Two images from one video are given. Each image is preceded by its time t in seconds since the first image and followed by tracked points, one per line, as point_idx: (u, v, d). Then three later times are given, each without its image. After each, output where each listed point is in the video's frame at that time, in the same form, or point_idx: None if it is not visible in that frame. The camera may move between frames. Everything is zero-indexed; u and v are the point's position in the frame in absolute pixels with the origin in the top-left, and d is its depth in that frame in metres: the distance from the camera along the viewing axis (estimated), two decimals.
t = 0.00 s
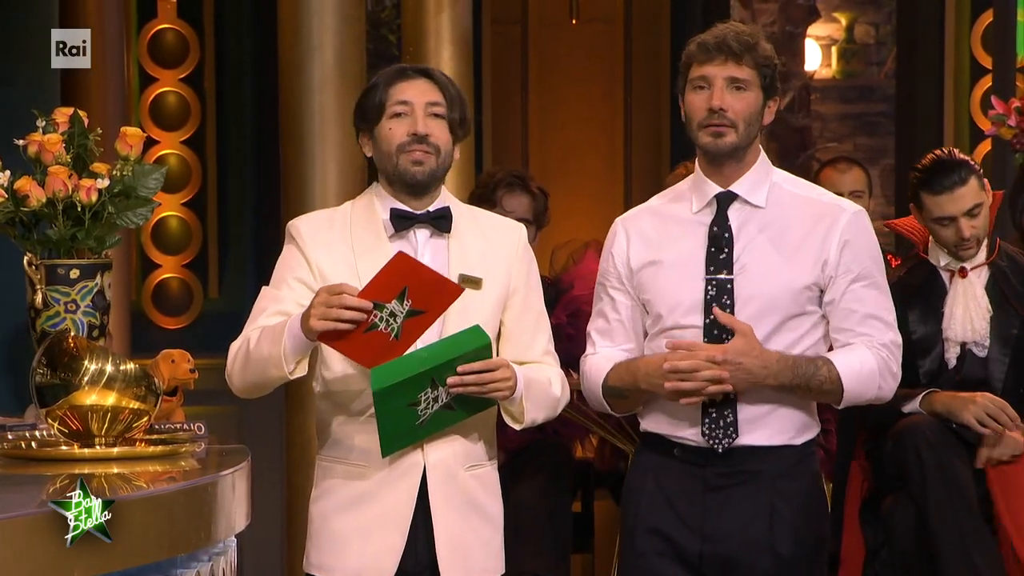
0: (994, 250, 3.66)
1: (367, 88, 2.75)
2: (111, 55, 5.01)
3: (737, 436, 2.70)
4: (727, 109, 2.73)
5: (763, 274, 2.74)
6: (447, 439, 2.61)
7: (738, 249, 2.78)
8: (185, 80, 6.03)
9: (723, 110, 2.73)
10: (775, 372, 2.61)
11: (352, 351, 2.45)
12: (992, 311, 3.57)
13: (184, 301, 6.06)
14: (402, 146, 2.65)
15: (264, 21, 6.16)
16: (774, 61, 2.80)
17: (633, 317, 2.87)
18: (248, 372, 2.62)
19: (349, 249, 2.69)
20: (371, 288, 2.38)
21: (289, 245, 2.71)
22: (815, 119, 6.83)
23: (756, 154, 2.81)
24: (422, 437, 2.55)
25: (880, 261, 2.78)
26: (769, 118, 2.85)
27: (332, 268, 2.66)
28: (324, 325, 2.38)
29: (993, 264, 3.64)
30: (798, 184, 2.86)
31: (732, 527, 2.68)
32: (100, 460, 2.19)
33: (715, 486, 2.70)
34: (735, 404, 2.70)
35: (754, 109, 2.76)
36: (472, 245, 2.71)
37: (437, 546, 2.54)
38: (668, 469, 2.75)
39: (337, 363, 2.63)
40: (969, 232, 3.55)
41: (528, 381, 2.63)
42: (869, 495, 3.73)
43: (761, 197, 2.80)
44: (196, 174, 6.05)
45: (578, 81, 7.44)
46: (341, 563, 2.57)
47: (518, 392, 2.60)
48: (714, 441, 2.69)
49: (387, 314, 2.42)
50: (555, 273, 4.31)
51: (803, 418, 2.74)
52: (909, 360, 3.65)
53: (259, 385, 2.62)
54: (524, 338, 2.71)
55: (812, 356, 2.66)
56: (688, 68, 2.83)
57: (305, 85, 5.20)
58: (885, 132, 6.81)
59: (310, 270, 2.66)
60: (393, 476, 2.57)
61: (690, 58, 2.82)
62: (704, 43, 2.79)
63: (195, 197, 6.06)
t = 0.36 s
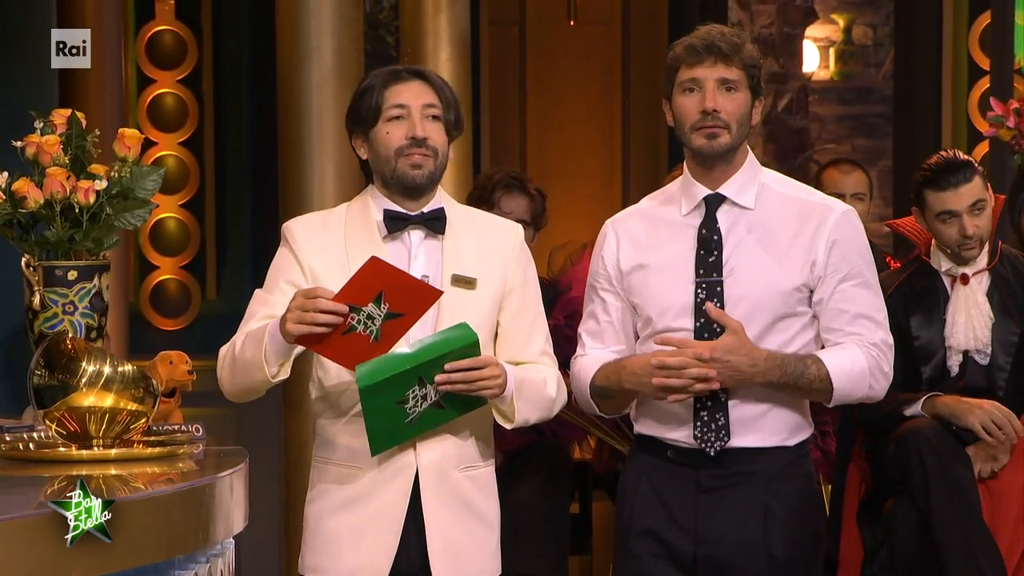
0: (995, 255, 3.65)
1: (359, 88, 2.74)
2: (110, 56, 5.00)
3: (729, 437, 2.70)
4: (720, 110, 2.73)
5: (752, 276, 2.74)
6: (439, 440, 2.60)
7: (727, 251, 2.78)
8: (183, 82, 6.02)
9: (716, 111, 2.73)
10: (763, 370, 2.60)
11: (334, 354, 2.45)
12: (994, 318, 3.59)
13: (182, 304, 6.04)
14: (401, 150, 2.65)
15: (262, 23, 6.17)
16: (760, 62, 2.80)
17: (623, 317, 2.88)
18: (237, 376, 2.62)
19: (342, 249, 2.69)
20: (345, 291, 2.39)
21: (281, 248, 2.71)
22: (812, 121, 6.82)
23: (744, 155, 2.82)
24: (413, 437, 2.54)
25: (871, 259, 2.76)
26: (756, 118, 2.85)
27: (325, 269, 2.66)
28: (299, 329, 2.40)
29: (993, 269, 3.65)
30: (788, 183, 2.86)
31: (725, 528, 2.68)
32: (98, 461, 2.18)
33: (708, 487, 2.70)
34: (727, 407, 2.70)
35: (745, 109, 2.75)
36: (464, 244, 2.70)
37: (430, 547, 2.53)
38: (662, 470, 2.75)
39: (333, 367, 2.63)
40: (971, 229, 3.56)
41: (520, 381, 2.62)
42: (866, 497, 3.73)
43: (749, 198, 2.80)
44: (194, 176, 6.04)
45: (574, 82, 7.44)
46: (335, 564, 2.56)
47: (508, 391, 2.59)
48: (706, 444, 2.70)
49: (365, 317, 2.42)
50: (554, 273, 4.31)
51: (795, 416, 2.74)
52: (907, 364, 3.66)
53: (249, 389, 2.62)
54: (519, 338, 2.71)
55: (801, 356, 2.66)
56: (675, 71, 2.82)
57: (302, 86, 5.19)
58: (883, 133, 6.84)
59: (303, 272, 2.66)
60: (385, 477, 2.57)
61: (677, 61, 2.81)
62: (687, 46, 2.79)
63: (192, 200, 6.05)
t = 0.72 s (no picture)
0: (994, 256, 3.66)
1: (357, 89, 2.73)
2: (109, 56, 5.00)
3: (723, 436, 2.70)
4: (716, 111, 2.73)
5: (746, 276, 2.74)
6: (437, 438, 2.60)
7: (723, 251, 2.78)
8: (183, 82, 6.02)
9: (711, 113, 2.73)
10: (756, 369, 2.60)
11: (332, 353, 2.46)
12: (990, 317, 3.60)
13: (181, 303, 6.05)
14: (403, 153, 2.65)
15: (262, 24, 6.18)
16: (755, 61, 2.80)
17: (621, 318, 2.88)
18: (235, 377, 2.62)
19: (341, 250, 2.69)
20: (344, 291, 2.39)
21: (279, 249, 2.71)
22: (812, 121, 6.81)
23: (740, 156, 2.82)
24: (411, 435, 2.54)
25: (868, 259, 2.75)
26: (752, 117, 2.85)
27: (323, 269, 2.66)
28: (298, 328, 2.40)
29: (992, 269, 3.65)
30: (785, 184, 2.86)
31: (722, 527, 2.68)
32: (98, 461, 2.19)
33: (704, 487, 2.70)
34: (721, 406, 2.71)
35: (741, 110, 2.75)
36: (463, 243, 2.70)
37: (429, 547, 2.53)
38: (661, 470, 2.75)
39: (332, 366, 2.64)
40: (973, 216, 3.61)
41: (518, 381, 2.61)
42: (865, 497, 3.73)
43: (745, 198, 2.81)
44: (193, 176, 6.04)
45: (574, 82, 7.43)
46: (334, 563, 2.56)
47: (506, 391, 2.59)
48: (700, 443, 2.70)
49: (363, 316, 2.42)
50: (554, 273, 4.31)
51: (790, 416, 2.74)
52: (906, 364, 3.67)
53: (247, 390, 2.62)
54: (518, 339, 2.70)
55: (794, 354, 2.65)
56: (670, 71, 2.82)
57: (302, 86, 5.20)
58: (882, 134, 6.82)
59: (301, 272, 2.66)
60: (384, 476, 2.57)
61: (672, 63, 2.81)
62: (682, 47, 2.80)
63: (192, 200, 6.05)
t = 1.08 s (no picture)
0: (993, 254, 3.65)
1: (358, 88, 2.73)
2: (109, 56, 5.01)
3: (722, 437, 2.70)
4: (716, 114, 2.73)
5: (748, 276, 2.74)
6: (438, 437, 2.60)
7: (725, 253, 2.78)
8: (183, 82, 6.02)
9: (711, 115, 2.73)
10: (756, 369, 2.60)
11: (337, 353, 2.45)
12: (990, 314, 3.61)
13: (181, 303, 6.06)
14: (403, 154, 2.65)
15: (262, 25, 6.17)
16: (758, 63, 2.80)
17: (622, 316, 2.88)
18: (236, 377, 2.62)
19: (341, 250, 2.69)
20: (349, 290, 2.39)
21: (279, 249, 2.70)
22: (812, 121, 6.81)
23: (744, 156, 2.81)
24: (412, 435, 2.54)
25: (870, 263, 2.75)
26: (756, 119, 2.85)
27: (324, 270, 2.66)
28: (302, 327, 2.40)
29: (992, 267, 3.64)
30: (788, 185, 2.86)
31: (721, 527, 2.68)
32: (98, 461, 2.19)
33: (704, 487, 2.70)
34: (720, 406, 2.71)
35: (743, 112, 2.76)
36: (462, 244, 2.70)
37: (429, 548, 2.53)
38: (661, 471, 2.75)
39: (332, 364, 2.63)
40: (967, 210, 3.62)
41: (518, 380, 2.61)
42: (866, 498, 3.73)
43: (748, 199, 2.80)
44: (193, 176, 6.05)
45: (574, 82, 7.43)
46: (334, 563, 2.56)
47: (507, 390, 2.59)
48: (699, 443, 2.70)
49: (367, 316, 2.42)
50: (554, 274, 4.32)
51: (791, 418, 2.74)
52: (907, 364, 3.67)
53: (247, 390, 2.62)
54: (519, 339, 2.70)
55: (795, 355, 2.65)
56: (673, 73, 2.82)
57: (302, 86, 5.20)
58: (882, 133, 6.82)
59: (301, 273, 2.66)
60: (385, 477, 2.57)
61: (675, 63, 2.81)
62: (686, 48, 2.79)
63: (192, 200, 6.05)
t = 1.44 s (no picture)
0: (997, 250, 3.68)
1: (359, 87, 2.72)
2: (109, 56, 5.01)
3: (724, 439, 2.70)
4: (716, 118, 2.73)
5: (752, 278, 2.74)
6: (438, 436, 2.60)
7: (729, 255, 2.78)
8: (183, 81, 6.02)
9: (710, 120, 2.73)
10: (760, 371, 2.60)
11: (337, 353, 2.45)
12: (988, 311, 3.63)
13: (182, 303, 6.06)
14: (403, 155, 2.65)
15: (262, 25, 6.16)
16: (761, 67, 2.79)
17: (626, 315, 2.88)
18: (236, 377, 2.62)
19: (340, 250, 2.69)
20: (351, 289, 2.39)
21: (279, 249, 2.70)
22: (812, 121, 6.82)
23: (748, 158, 2.82)
24: (412, 435, 2.54)
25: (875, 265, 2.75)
26: (759, 123, 2.85)
27: (323, 271, 2.66)
28: (303, 327, 2.40)
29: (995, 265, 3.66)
30: (793, 186, 2.85)
31: (721, 527, 2.68)
32: (98, 461, 2.19)
33: (704, 486, 2.70)
34: (722, 408, 2.71)
35: (744, 117, 2.76)
36: (464, 244, 2.70)
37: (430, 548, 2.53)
38: (661, 470, 2.76)
39: (331, 363, 2.62)
40: (968, 207, 3.65)
41: (518, 380, 2.61)
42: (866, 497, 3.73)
43: (752, 201, 2.80)
44: (193, 176, 6.04)
45: (574, 82, 7.43)
46: (334, 563, 2.56)
47: (507, 390, 2.59)
48: (700, 445, 2.70)
49: (368, 315, 2.42)
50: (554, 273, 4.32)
51: (793, 419, 2.74)
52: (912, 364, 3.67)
53: (246, 390, 2.62)
54: (519, 340, 2.70)
55: (799, 357, 2.65)
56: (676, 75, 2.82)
57: (302, 87, 5.20)
58: (882, 133, 6.82)
59: (301, 273, 2.66)
60: (384, 477, 2.57)
61: (678, 65, 2.81)
62: (689, 51, 2.79)
63: (192, 200, 6.05)
